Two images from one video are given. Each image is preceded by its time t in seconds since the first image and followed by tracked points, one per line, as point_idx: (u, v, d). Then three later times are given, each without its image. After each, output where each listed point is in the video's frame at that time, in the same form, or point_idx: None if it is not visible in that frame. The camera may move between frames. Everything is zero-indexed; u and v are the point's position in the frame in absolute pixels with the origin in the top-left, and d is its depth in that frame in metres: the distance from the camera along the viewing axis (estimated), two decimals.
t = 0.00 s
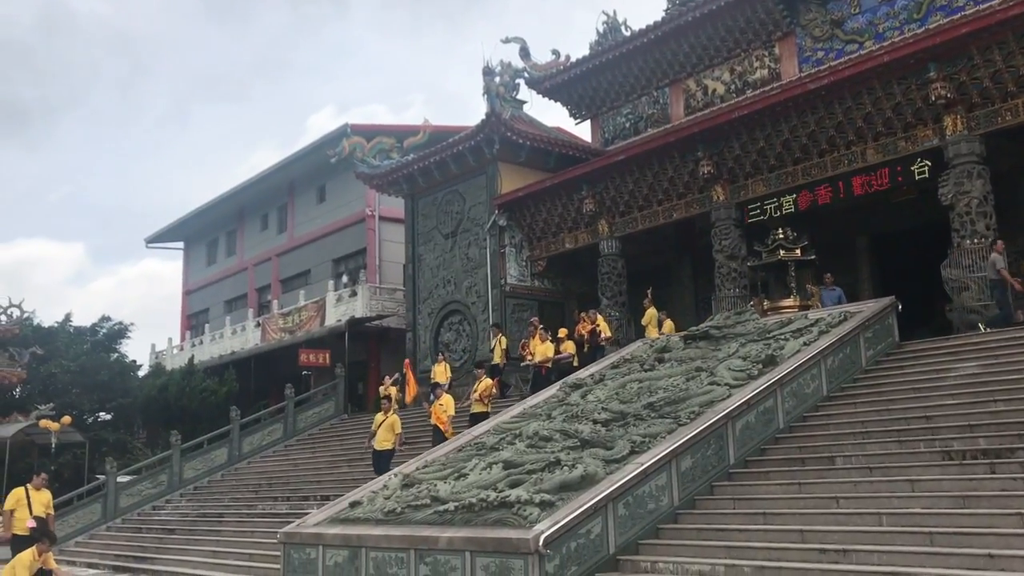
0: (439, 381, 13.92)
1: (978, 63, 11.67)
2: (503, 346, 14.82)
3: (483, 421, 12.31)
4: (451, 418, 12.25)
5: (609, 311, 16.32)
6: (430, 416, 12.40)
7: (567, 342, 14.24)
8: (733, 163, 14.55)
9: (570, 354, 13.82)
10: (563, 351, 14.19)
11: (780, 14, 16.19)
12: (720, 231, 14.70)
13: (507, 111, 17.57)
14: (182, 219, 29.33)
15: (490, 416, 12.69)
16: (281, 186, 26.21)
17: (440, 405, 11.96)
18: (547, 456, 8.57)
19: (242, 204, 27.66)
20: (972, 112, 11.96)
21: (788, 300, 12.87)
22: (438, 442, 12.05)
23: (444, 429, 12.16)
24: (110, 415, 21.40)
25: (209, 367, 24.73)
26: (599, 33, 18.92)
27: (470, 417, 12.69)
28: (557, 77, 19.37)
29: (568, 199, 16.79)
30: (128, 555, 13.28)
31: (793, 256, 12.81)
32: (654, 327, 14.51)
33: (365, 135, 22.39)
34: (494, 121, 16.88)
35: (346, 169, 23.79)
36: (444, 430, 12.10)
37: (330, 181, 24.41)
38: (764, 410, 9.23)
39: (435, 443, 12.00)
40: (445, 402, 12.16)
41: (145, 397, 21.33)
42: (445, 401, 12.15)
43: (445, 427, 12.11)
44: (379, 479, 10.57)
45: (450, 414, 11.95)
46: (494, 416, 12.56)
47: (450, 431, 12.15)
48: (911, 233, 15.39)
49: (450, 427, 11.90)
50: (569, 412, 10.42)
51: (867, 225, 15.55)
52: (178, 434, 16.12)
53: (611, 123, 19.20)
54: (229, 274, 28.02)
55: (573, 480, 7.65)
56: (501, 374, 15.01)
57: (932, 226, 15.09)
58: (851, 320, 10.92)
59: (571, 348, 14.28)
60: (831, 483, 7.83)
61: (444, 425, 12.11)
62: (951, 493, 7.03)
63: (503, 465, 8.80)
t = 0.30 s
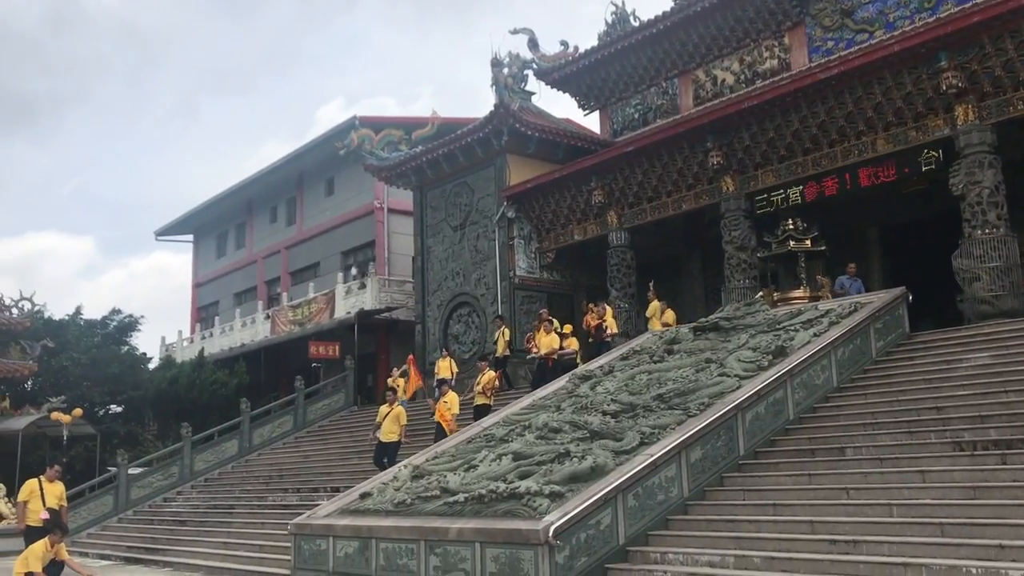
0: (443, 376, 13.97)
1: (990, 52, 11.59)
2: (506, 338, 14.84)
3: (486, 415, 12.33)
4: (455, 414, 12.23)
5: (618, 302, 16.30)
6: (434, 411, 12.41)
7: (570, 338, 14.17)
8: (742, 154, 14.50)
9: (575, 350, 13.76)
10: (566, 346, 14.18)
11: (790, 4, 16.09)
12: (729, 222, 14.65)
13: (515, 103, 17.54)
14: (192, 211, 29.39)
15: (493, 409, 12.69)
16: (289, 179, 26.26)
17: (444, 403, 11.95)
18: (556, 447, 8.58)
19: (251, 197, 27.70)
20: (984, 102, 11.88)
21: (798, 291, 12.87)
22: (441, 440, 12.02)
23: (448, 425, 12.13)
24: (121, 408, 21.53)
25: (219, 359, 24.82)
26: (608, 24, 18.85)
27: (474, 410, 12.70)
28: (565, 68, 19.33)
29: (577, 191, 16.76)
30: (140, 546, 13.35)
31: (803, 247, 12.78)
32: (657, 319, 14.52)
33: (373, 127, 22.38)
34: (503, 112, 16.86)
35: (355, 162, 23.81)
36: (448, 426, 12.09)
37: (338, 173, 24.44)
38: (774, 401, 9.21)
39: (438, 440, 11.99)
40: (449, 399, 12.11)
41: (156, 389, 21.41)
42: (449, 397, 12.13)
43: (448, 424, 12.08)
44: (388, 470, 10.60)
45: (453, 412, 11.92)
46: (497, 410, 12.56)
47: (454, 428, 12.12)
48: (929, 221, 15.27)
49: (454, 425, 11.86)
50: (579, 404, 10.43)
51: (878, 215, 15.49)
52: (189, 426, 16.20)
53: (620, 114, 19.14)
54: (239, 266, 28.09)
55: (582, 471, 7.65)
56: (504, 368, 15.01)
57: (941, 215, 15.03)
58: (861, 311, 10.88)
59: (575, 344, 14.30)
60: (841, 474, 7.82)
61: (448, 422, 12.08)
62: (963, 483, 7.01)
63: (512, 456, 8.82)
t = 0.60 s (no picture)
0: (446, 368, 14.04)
1: (1001, 39, 11.52)
2: (509, 331, 14.85)
3: (490, 407, 12.33)
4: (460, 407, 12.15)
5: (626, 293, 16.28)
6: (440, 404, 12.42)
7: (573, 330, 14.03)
8: (751, 143, 14.45)
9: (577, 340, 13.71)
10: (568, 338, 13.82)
11: None
12: (738, 212, 14.61)
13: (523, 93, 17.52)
14: (201, 203, 29.46)
15: (497, 401, 12.68)
16: (298, 170, 26.27)
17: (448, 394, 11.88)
18: (565, 437, 8.60)
19: (260, 188, 27.75)
20: (995, 90, 11.81)
21: (806, 281, 12.84)
22: (445, 432, 12.00)
23: (453, 419, 12.09)
24: (131, 399, 21.65)
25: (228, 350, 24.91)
26: (615, 13, 18.80)
27: (478, 402, 12.71)
28: (573, 59, 19.30)
29: (585, 181, 16.75)
30: (150, 536, 13.44)
31: (811, 237, 12.76)
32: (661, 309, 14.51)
33: (381, 118, 22.38)
34: (511, 103, 16.84)
35: (363, 153, 23.80)
36: (452, 419, 12.04)
37: (347, 165, 24.45)
38: (783, 391, 9.21)
39: (442, 433, 11.97)
40: (454, 392, 12.10)
41: (166, 380, 21.52)
42: (454, 390, 12.10)
43: (453, 417, 12.06)
44: (397, 461, 10.64)
45: (458, 405, 11.89)
46: (501, 402, 12.56)
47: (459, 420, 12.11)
48: (941, 211, 15.21)
49: (458, 417, 11.85)
50: (587, 394, 10.44)
51: (887, 205, 15.43)
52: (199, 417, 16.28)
53: (628, 104, 19.09)
54: (248, 258, 28.16)
55: (592, 461, 7.66)
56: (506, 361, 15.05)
57: (952, 204, 14.95)
58: (870, 301, 10.85)
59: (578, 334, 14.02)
60: (850, 463, 7.82)
61: (452, 415, 12.05)
62: (972, 473, 7.00)
63: (521, 447, 8.84)
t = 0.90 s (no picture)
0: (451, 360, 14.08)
1: (1010, 26, 11.44)
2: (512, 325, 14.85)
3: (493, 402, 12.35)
4: (465, 397, 12.17)
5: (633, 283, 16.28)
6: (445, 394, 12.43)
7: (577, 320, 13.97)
8: (759, 132, 14.41)
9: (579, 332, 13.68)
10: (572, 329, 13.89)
11: None
12: (746, 201, 14.59)
13: (530, 83, 17.49)
14: (209, 195, 29.51)
15: (500, 396, 12.70)
16: (305, 161, 26.30)
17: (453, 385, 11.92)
18: (573, 427, 8.62)
19: (267, 179, 27.79)
20: (1004, 77, 11.75)
21: (814, 270, 12.81)
22: (451, 423, 12.03)
23: (458, 409, 12.12)
24: (141, 390, 21.74)
25: (237, 341, 25.00)
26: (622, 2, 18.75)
27: (482, 395, 12.73)
28: (579, 48, 19.30)
29: (593, 171, 16.73)
30: (161, 526, 13.52)
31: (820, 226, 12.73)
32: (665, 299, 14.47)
33: (388, 108, 22.36)
34: (517, 93, 16.82)
35: (370, 144, 23.80)
36: (458, 409, 12.06)
37: (354, 156, 24.46)
38: (791, 380, 9.21)
39: (447, 424, 11.98)
40: (459, 382, 12.13)
41: (175, 371, 21.62)
42: (459, 380, 12.13)
43: (458, 408, 12.08)
44: (406, 451, 10.67)
45: (464, 395, 11.91)
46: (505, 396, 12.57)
47: (465, 411, 12.12)
48: (948, 199, 15.23)
49: (463, 407, 11.87)
50: (595, 384, 10.47)
51: (896, 193, 15.38)
52: (209, 408, 16.35)
53: (635, 93, 19.05)
54: (256, 249, 28.22)
55: (600, 451, 7.68)
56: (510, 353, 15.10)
57: (960, 192, 14.90)
58: (878, 290, 10.83)
59: (582, 325, 13.96)
60: (859, 452, 7.83)
61: (457, 406, 12.08)
62: (981, 461, 7.00)
63: (529, 436, 8.87)
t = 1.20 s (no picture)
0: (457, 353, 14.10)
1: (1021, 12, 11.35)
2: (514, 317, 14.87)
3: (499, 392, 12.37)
4: (470, 391, 12.20)
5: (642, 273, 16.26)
6: (450, 386, 12.45)
7: (582, 313, 13.93)
8: (768, 120, 14.35)
9: (585, 325, 13.65)
10: (578, 322, 13.85)
11: None
12: (755, 190, 14.55)
13: (537, 73, 17.44)
14: (217, 187, 29.57)
15: (506, 386, 12.73)
16: (313, 153, 26.32)
17: (459, 376, 11.93)
18: (583, 416, 8.63)
19: (276, 171, 27.82)
20: (1015, 63, 11.67)
21: (824, 258, 12.78)
22: (456, 416, 12.05)
23: (463, 402, 12.15)
24: (151, 381, 21.84)
25: (246, 333, 25.09)
26: None
27: (487, 386, 12.75)
28: (587, 37, 19.26)
29: (601, 161, 16.69)
30: (173, 516, 13.61)
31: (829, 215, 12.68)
32: (671, 289, 14.43)
33: (395, 99, 22.34)
34: (525, 82, 16.78)
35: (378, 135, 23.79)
36: (463, 402, 12.09)
37: (361, 147, 24.45)
38: (801, 368, 9.19)
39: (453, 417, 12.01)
40: (463, 375, 12.14)
41: (185, 363, 21.71)
42: (464, 373, 12.15)
43: (463, 401, 12.10)
44: (415, 441, 10.71)
45: (468, 388, 11.92)
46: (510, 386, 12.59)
47: (469, 404, 12.13)
48: (957, 187, 15.16)
49: (468, 400, 11.88)
50: (604, 373, 10.48)
51: (906, 181, 15.31)
52: (219, 399, 16.42)
53: (643, 82, 18.99)
54: (265, 241, 28.28)
55: (609, 440, 7.68)
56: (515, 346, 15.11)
57: (971, 179, 14.82)
58: (888, 278, 10.79)
59: (588, 318, 13.93)
60: (869, 440, 7.81)
61: (463, 398, 12.09)
62: (992, 449, 6.98)
63: (538, 426, 8.89)
